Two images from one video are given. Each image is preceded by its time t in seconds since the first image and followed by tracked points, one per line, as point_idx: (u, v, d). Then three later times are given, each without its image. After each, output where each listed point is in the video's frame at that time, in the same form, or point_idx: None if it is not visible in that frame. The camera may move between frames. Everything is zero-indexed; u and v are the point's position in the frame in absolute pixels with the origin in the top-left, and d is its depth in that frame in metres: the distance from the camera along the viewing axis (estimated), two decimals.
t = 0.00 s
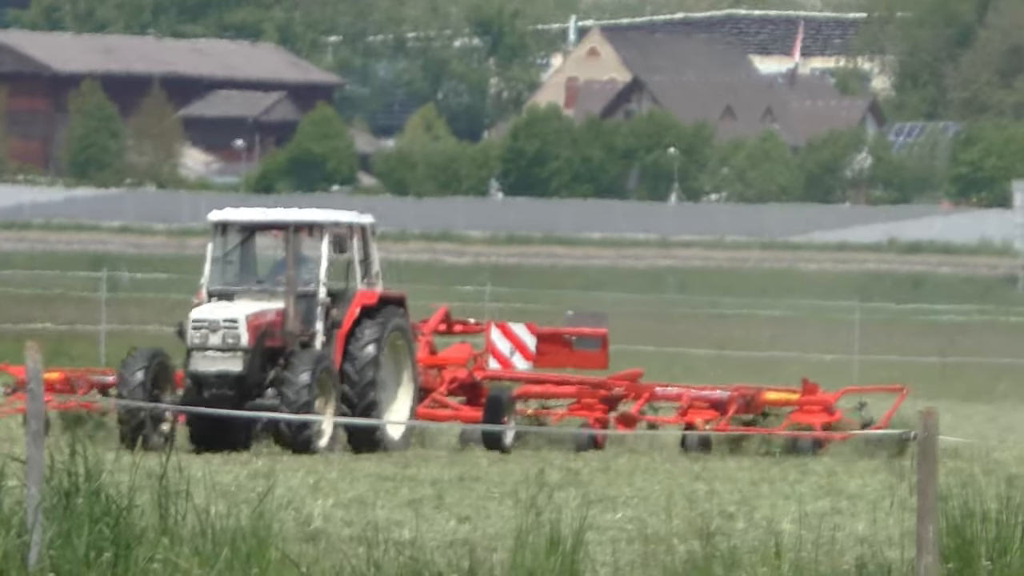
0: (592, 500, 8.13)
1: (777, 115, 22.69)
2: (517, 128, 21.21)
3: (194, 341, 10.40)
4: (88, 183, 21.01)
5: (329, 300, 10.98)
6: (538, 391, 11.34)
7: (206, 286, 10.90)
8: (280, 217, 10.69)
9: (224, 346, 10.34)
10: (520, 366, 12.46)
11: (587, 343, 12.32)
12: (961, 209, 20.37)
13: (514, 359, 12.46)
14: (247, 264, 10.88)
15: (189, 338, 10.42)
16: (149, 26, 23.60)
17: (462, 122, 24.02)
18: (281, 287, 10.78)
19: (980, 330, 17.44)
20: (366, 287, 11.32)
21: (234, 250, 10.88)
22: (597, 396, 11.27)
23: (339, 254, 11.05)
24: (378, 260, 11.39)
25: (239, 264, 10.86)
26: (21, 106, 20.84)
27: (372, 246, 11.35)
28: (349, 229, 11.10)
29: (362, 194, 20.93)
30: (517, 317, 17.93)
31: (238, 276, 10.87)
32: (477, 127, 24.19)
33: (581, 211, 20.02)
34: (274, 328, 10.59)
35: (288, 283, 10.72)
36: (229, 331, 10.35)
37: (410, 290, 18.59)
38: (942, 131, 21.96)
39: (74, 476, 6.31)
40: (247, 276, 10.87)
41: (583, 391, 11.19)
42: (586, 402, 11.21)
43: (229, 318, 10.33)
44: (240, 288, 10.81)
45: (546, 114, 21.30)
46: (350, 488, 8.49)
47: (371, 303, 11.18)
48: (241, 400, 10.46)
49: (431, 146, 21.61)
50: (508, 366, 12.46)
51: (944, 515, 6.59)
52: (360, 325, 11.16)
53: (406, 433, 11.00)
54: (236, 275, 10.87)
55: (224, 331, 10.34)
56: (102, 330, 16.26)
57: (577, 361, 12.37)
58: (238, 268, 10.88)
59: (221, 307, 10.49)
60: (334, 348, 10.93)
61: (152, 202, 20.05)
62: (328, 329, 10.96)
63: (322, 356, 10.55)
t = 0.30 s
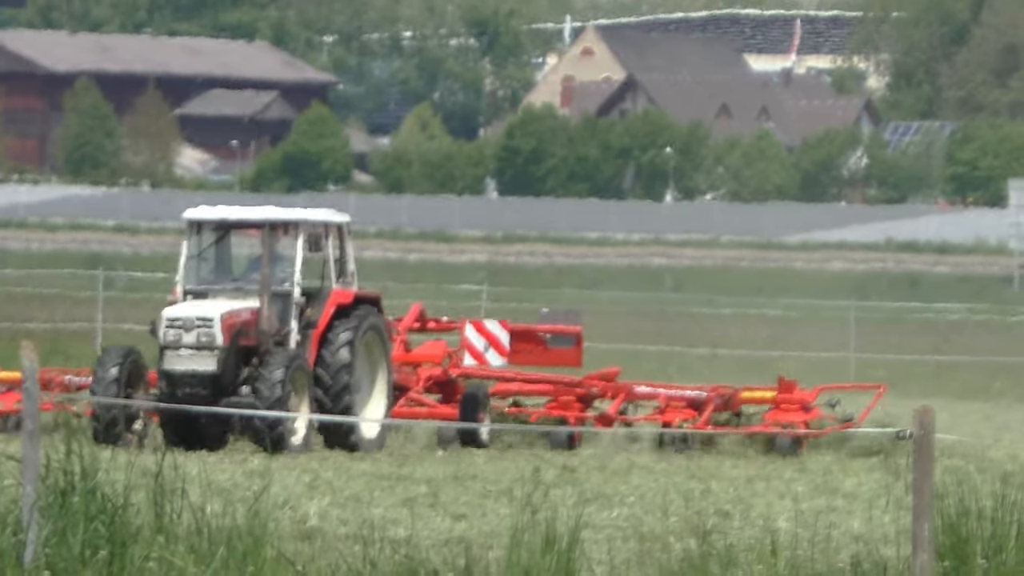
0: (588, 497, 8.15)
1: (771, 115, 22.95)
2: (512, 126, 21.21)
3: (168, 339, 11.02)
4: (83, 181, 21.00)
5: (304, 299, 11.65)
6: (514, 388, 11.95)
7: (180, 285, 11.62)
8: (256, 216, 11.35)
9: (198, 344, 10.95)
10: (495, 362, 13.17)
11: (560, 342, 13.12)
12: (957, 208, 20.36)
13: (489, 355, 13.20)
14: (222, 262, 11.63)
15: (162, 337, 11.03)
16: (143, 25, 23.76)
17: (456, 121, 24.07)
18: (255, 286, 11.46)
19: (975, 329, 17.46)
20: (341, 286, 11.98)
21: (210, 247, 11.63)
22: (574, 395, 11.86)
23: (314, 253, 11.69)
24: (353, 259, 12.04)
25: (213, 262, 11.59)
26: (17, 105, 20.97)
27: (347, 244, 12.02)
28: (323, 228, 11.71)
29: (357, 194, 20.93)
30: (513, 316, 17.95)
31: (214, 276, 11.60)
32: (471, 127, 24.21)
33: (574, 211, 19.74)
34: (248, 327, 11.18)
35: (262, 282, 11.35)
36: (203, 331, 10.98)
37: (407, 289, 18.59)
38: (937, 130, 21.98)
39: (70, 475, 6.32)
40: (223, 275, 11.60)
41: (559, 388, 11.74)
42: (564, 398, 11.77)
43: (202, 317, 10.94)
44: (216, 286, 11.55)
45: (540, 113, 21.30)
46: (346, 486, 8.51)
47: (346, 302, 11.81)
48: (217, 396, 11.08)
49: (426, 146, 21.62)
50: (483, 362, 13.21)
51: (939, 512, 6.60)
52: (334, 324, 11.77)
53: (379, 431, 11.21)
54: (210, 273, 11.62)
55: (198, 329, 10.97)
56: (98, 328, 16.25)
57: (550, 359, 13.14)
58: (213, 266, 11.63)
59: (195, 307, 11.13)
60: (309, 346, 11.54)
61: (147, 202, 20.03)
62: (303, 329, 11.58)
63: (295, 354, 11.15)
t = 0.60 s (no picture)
0: (586, 496, 8.11)
1: (769, 112, 22.67)
2: (510, 124, 21.19)
3: (141, 338, 10.10)
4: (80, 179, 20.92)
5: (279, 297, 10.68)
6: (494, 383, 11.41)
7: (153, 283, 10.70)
8: (232, 215, 10.51)
9: (173, 344, 10.06)
10: (472, 358, 12.12)
11: (539, 335, 12.05)
12: (955, 206, 20.35)
13: (466, 351, 12.14)
14: (198, 258, 10.71)
15: (136, 335, 10.13)
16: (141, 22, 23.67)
17: (454, 118, 24.00)
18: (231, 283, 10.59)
19: (973, 328, 17.45)
20: (317, 284, 11.09)
21: (186, 244, 10.73)
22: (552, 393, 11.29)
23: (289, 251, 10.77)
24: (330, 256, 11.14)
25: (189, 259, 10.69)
26: (14, 104, 20.92)
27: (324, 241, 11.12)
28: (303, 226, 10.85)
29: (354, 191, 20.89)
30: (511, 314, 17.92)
31: (188, 274, 10.69)
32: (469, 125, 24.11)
33: (573, 210, 19.68)
34: (223, 326, 10.28)
35: (238, 281, 10.46)
36: (177, 330, 10.08)
37: (405, 287, 18.56)
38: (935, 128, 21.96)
39: (66, 473, 6.30)
40: (197, 272, 10.69)
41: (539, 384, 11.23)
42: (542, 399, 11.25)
43: (177, 315, 10.06)
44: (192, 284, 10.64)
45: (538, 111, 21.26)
46: (343, 485, 8.47)
47: (323, 302, 10.81)
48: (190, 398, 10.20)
49: (423, 143, 21.51)
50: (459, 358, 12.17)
51: (937, 510, 6.60)
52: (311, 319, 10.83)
53: (355, 428, 10.70)
54: (185, 270, 10.70)
55: (171, 328, 10.08)
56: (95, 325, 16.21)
57: (529, 353, 12.09)
58: (188, 264, 10.72)
59: (168, 305, 10.24)
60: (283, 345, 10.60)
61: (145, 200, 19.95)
62: (278, 327, 10.65)
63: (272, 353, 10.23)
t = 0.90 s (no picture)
0: (577, 496, 8.10)
1: (761, 110, 22.47)
2: (501, 123, 21.19)
3: (114, 336, 9.26)
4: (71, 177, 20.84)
5: (249, 295, 9.81)
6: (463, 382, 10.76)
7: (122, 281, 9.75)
8: (204, 208, 9.63)
9: (144, 344, 9.20)
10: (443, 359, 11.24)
11: (514, 336, 11.20)
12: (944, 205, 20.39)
13: (437, 352, 11.27)
14: (165, 254, 9.79)
15: (107, 334, 9.28)
16: (131, 20, 23.60)
17: (446, 115, 23.71)
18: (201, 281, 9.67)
19: (963, 326, 17.46)
20: (286, 281, 10.20)
21: (152, 242, 9.80)
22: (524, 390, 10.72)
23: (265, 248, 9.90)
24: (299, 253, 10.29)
25: (156, 256, 9.76)
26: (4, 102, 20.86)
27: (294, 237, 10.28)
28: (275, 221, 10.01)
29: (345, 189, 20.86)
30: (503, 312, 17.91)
31: (157, 271, 9.76)
32: (461, 123, 23.71)
33: (564, 210, 20.25)
34: (194, 325, 9.40)
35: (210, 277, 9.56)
36: (148, 329, 9.22)
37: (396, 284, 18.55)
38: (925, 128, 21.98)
39: (57, 471, 6.29)
40: (165, 270, 9.76)
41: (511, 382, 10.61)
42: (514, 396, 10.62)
43: (148, 313, 9.19)
44: (160, 282, 9.69)
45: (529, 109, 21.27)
46: (333, 484, 8.44)
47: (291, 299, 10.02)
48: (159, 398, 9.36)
49: (415, 141, 21.61)
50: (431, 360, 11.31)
51: (928, 509, 6.60)
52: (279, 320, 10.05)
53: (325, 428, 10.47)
54: (154, 267, 9.77)
55: (142, 327, 9.21)
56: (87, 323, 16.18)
57: (502, 355, 11.22)
58: (156, 260, 9.79)
59: (139, 303, 9.39)
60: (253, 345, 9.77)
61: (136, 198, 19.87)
62: (248, 326, 9.79)
63: (246, 353, 9.41)
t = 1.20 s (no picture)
0: (570, 497, 8.13)
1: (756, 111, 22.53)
2: (495, 124, 21.21)
3: (86, 340, 9.81)
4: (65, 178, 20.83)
5: (222, 297, 10.43)
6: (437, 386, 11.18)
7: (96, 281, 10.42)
8: (176, 211, 10.24)
9: (118, 346, 9.76)
10: (418, 359, 12.14)
11: (489, 341, 11.92)
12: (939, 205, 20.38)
13: (411, 351, 12.14)
14: (136, 254, 10.43)
15: (80, 337, 9.82)
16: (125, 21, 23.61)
17: (440, 117, 23.89)
18: (174, 283, 10.31)
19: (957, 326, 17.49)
20: (259, 283, 10.79)
21: (126, 244, 10.43)
22: (498, 391, 11.12)
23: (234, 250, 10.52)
24: (271, 255, 10.87)
25: (128, 257, 10.40)
26: None
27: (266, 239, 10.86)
28: (247, 224, 10.60)
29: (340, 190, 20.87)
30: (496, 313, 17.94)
31: (130, 271, 10.41)
32: (453, 124, 23.93)
33: (557, 209, 20.03)
34: (167, 327, 10.03)
35: (183, 280, 10.18)
36: (123, 332, 9.78)
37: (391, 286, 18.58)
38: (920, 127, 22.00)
39: (50, 473, 6.30)
40: (137, 271, 10.41)
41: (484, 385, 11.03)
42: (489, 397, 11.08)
43: (122, 317, 9.76)
44: (133, 283, 10.36)
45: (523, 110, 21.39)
46: (326, 485, 8.46)
47: (264, 300, 10.62)
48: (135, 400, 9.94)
49: (410, 142, 21.47)
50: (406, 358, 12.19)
51: (922, 510, 6.59)
52: (251, 322, 10.61)
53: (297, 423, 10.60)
54: (126, 268, 10.42)
55: (116, 330, 9.78)
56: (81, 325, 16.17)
57: (477, 360, 11.96)
58: (129, 261, 10.43)
59: (114, 306, 9.93)
60: (226, 346, 10.36)
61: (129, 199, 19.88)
62: (222, 328, 10.41)
63: (218, 355, 10.01)
